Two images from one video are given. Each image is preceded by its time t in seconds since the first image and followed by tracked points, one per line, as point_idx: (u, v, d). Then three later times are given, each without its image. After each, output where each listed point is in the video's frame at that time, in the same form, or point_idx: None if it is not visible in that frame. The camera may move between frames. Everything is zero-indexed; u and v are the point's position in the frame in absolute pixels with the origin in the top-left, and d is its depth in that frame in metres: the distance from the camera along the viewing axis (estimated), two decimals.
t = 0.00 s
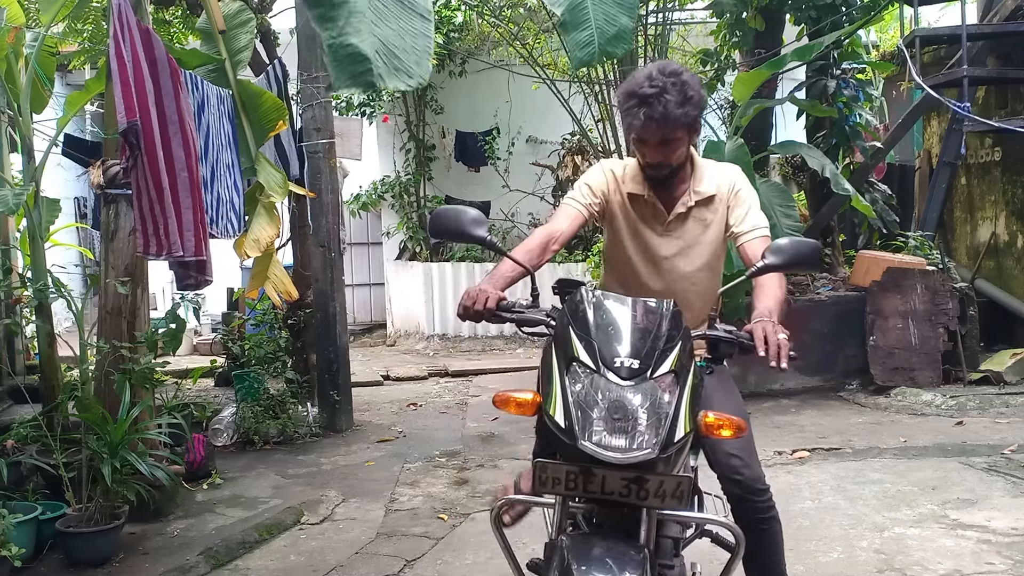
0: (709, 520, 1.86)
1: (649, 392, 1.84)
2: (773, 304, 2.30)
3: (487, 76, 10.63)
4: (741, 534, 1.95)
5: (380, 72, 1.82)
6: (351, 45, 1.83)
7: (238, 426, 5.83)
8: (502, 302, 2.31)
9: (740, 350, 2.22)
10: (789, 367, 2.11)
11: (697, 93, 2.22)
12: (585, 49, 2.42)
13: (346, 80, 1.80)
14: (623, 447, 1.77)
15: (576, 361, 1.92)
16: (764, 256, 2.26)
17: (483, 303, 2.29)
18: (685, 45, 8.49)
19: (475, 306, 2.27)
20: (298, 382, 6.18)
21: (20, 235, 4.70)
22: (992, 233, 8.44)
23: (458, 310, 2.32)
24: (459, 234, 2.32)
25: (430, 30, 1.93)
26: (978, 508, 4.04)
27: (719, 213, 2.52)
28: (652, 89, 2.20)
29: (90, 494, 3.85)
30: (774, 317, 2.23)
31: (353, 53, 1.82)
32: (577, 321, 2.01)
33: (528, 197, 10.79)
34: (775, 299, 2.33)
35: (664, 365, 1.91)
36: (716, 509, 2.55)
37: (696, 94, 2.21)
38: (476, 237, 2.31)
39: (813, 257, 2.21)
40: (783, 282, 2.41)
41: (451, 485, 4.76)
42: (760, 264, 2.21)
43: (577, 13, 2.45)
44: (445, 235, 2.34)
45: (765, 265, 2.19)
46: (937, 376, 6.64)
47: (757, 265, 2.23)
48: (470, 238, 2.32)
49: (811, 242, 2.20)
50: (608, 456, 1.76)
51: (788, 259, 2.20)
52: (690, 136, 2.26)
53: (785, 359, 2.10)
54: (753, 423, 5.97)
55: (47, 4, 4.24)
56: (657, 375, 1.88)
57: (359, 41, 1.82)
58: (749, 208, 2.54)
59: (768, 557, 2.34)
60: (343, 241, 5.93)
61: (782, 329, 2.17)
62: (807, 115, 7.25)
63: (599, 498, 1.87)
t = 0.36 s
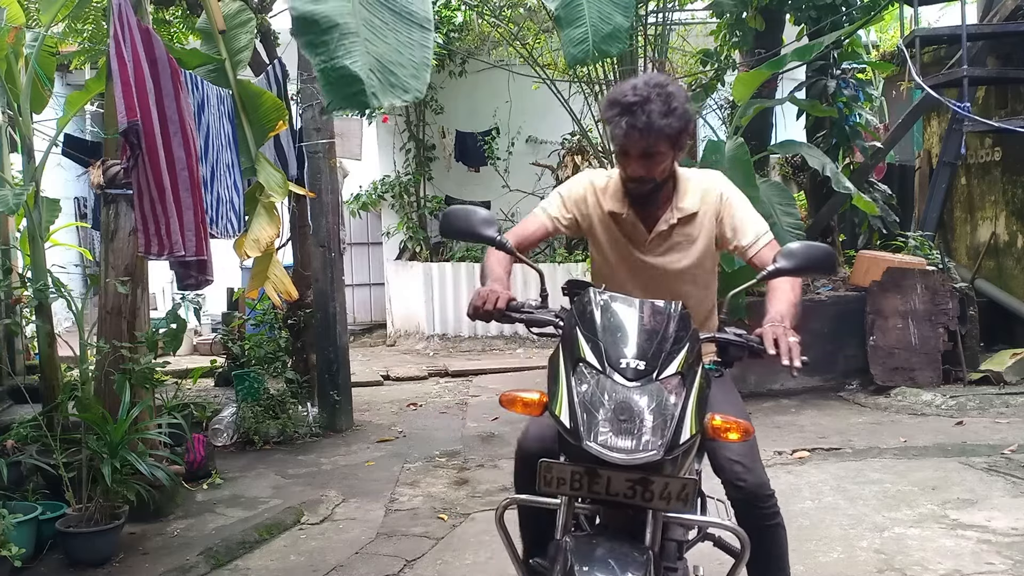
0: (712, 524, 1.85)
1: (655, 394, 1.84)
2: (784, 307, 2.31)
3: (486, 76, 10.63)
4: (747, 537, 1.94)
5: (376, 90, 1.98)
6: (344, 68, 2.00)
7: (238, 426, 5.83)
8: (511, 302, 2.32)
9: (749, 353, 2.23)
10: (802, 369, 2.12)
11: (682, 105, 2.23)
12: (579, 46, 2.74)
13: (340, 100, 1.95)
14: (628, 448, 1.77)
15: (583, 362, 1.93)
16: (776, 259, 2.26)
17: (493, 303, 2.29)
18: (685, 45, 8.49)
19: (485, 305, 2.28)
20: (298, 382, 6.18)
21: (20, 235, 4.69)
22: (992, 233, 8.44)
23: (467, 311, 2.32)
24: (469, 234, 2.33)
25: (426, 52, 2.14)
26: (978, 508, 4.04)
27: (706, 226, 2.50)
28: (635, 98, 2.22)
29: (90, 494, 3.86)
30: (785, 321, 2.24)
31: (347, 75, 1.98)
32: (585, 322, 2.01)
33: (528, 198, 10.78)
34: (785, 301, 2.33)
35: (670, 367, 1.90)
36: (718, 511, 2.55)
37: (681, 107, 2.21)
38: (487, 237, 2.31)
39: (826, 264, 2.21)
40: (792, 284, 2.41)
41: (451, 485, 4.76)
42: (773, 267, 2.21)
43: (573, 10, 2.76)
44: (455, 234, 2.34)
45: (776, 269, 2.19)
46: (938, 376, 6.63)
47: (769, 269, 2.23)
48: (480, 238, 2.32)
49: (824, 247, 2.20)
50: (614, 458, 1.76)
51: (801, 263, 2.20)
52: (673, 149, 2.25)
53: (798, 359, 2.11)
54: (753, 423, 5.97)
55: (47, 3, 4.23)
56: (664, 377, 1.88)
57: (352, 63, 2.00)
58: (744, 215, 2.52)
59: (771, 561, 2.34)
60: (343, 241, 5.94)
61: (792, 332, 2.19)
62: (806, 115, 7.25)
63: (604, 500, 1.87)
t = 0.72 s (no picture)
0: (717, 525, 1.84)
1: (663, 395, 1.82)
2: (786, 303, 2.29)
3: (486, 75, 10.61)
4: (751, 540, 1.93)
5: (350, 87, 2.53)
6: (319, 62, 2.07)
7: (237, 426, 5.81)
8: (516, 299, 2.30)
9: (755, 353, 2.22)
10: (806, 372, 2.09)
11: (669, 94, 2.18)
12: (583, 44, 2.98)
13: (316, 96, 2.53)
14: (636, 450, 1.76)
15: (590, 361, 1.90)
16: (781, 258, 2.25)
17: (497, 301, 2.28)
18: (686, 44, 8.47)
19: (488, 303, 2.28)
20: (298, 383, 6.09)
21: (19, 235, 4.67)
22: (994, 232, 8.42)
23: (471, 308, 2.32)
24: (473, 229, 2.32)
25: (405, 51, 2.69)
26: (981, 509, 4.02)
27: (705, 207, 2.48)
28: (622, 90, 2.18)
29: (88, 494, 3.84)
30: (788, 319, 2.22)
31: (322, 72, 2.55)
32: (592, 320, 1.98)
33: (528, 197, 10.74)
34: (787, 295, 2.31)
35: (678, 368, 1.88)
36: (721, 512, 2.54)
37: (668, 96, 2.17)
38: (491, 234, 2.30)
39: (829, 262, 2.20)
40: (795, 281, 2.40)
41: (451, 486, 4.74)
42: (778, 266, 2.20)
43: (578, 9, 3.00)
44: (460, 230, 2.33)
45: (781, 269, 2.18)
46: (940, 375, 6.62)
47: (774, 268, 2.22)
48: (484, 235, 2.31)
49: (830, 246, 2.19)
50: (620, 459, 1.75)
51: (807, 263, 2.18)
52: (664, 133, 2.23)
53: (801, 362, 2.09)
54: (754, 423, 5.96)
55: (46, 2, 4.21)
56: (672, 378, 1.86)
57: (330, 61, 2.55)
58: (741, 199, 2.49)
59: (772, 562, 2.32)
60: (343, 241, 5.93)
61: (797, 332, 2.15)
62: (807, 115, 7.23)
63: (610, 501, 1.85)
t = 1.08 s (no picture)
0: (710, 521, 1.85)
1: (653, 393, 1.84)
2: (773, 303, 2.32)
3: (486, 76, 10.63)
4: (742, 534, 1.95)
5: (351, 78, 2.28)
6: (322, 52, 2.31)
7: (238, 426, 5.83)
8: (504, 300, 2.32)
9: (741, 351, 2.23)
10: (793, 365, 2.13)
11: (695, 94, 2.23)
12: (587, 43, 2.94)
13: (316, 85, 2.27)
14: (627, 448, 1.77)
15: (580, 361, 1.92)
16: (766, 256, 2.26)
17: (485, 301, 2.30)
18: (685, 44, 8.50)
19: (476, 304, 2.29)
20: (298, 382, 6.18)
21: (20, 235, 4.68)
22: (992, 232, 8.44)
23: (458, 309, 2.33)
24: (461, 231, 2.32)
25: (406, 43, 2.43)
26: (978, 508, 4.05)
27: (710, 212, 2.52)
28: (651, 85, 2.20)
29: (90, 494, 3.85)
30: (774, 317, 2.26)
31: (325, 60, 2.29)
32: (581, 321, 2.01)
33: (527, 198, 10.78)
34: (773, 296, 2.34)
35: (667, 366, 1.90)
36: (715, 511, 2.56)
37: (694, 94, 2.22)
38: (478, 235, 2.31)
39: (813, 259, 2.22)
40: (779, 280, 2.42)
41: (451, 485, 4.76)
42: (763, 265, 2.21)
43: (580, 9, 2.98)
44: (448, 233, 2.34)
45: (765, 266, 2.20)
46: (937, 376, 6.64)
47: (759, 266, 2.23)
48: (471, 236, 2.32)
49: (813, 244, 2.20)
50: (613, 457, 1.76)
51: (791, 260, 2.20)
52: (686, 134, 2.27)
53: (789, 356, 2.12)
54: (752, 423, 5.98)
55: (47, 2, 4.18)
56: (661, 376, 1.88)
57: (332, 51, 2.30)
58: (741, 208, 2.53)
59: (766, 560, 2.34)
60: (343, 241, 5.95)
61: (782, 328, 2.20)
62: (806, 115, 7.25)
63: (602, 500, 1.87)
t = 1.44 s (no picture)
0: (700, 521, 1.84)
1: (637, 392, 1.84)
2: (774, 303, 2.32)
3: (486, 76, 10.63)
4: (738, 533, 1.95)
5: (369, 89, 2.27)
6: (336, 68, 2.28)
7: (238, 426, 5.83)
8: (496, 306, 2.33)
9: (737, 349, 2.24)
10: (788, 361, 2.13)
11: (676, 132, 2.19)
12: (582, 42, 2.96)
13: (333, 99, 2.23)
14: (612, 448, 1.78)
15: (565, 363, 1.93)
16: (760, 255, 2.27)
17: (476, 309, 2.31)
18: (685, 44, 8.51)
19: (471, 311, 2.31)
20: (298, 382, 6.15)
21: (20, 235, 4.68)
22: (992, 232, 8.45)
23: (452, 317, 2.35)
24: (451, 239, 2.33)
25: (421, 49, 2.46)
26: (978, 508, 4.05)
27: (691, 226, 2.50)
28: (631, 127, 2.17)
29: (90, 494, 3.85)
30: (772, 316, 2.25)
31: (341, 73, 2.27)
32: (566, 324, 2.01)
33: (527, 197, 10.79)
34: (774, 297, 2.34)
35: (652, 364, 1.90)
36: (714, 511, 2.56)
37: (675, 135, 2.19)
38: (468, 243, 2.32)
39: (808, 256, 2.22)
40: (782, 278, 2.42)
41: (451, 485, 4.76)
42: (756, 262, 2.22)
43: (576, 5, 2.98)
44: (439, 240, 2.35)
45: (757, 264, 2.21)
46: (937, 376, 6.64)
47: (753, 264, 2.24)
48: (462, 244, 2.33)
49: (807, 240, 2.20)
50: (599, 458, 1.77)
51: (785, 257, 2.20)
52: (665, 169, 2.25)
53: (783, 352, 2.12)
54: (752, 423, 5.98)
55: (47, 2, 4.16)
56: (645, 374, 1.88)
57: (346, 63, 2.29)
58: (732, 211, 2.52)
59: (768, 561, 2.34)
60: (343, 241, 5.95)
61: (779, 325, 2.19)
62: (806, 115, 7.25)
63: (593, 501, 1.87)
